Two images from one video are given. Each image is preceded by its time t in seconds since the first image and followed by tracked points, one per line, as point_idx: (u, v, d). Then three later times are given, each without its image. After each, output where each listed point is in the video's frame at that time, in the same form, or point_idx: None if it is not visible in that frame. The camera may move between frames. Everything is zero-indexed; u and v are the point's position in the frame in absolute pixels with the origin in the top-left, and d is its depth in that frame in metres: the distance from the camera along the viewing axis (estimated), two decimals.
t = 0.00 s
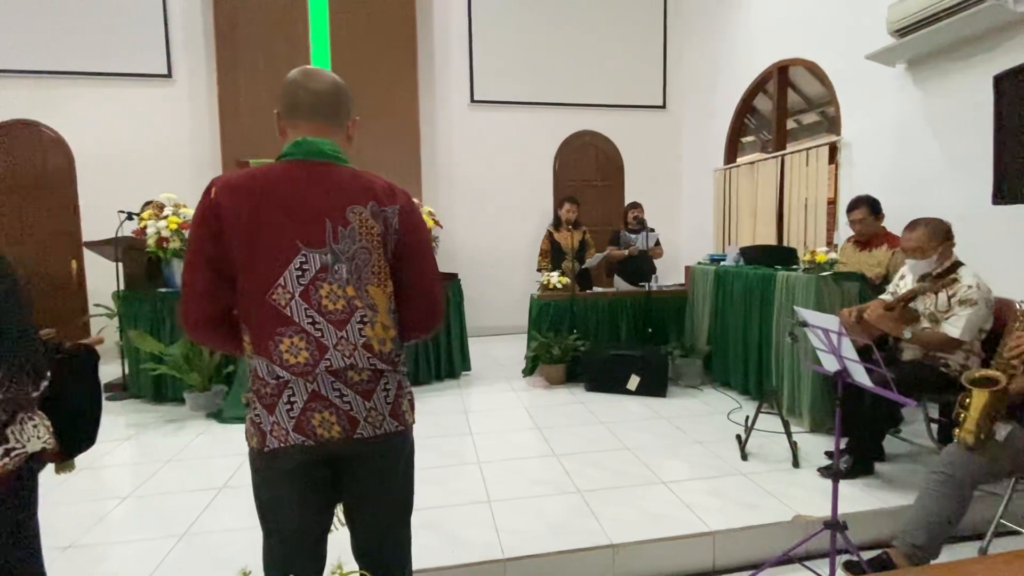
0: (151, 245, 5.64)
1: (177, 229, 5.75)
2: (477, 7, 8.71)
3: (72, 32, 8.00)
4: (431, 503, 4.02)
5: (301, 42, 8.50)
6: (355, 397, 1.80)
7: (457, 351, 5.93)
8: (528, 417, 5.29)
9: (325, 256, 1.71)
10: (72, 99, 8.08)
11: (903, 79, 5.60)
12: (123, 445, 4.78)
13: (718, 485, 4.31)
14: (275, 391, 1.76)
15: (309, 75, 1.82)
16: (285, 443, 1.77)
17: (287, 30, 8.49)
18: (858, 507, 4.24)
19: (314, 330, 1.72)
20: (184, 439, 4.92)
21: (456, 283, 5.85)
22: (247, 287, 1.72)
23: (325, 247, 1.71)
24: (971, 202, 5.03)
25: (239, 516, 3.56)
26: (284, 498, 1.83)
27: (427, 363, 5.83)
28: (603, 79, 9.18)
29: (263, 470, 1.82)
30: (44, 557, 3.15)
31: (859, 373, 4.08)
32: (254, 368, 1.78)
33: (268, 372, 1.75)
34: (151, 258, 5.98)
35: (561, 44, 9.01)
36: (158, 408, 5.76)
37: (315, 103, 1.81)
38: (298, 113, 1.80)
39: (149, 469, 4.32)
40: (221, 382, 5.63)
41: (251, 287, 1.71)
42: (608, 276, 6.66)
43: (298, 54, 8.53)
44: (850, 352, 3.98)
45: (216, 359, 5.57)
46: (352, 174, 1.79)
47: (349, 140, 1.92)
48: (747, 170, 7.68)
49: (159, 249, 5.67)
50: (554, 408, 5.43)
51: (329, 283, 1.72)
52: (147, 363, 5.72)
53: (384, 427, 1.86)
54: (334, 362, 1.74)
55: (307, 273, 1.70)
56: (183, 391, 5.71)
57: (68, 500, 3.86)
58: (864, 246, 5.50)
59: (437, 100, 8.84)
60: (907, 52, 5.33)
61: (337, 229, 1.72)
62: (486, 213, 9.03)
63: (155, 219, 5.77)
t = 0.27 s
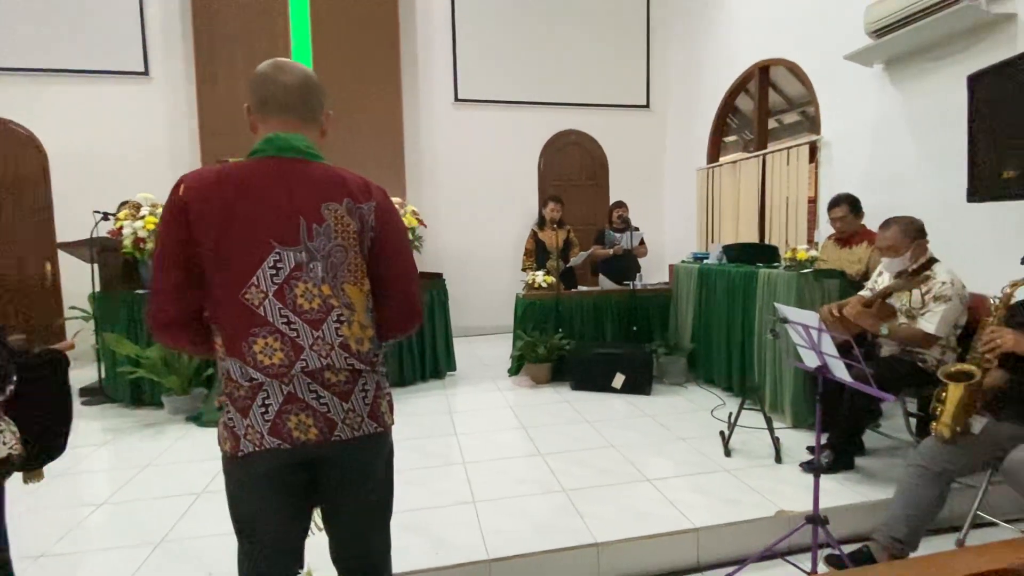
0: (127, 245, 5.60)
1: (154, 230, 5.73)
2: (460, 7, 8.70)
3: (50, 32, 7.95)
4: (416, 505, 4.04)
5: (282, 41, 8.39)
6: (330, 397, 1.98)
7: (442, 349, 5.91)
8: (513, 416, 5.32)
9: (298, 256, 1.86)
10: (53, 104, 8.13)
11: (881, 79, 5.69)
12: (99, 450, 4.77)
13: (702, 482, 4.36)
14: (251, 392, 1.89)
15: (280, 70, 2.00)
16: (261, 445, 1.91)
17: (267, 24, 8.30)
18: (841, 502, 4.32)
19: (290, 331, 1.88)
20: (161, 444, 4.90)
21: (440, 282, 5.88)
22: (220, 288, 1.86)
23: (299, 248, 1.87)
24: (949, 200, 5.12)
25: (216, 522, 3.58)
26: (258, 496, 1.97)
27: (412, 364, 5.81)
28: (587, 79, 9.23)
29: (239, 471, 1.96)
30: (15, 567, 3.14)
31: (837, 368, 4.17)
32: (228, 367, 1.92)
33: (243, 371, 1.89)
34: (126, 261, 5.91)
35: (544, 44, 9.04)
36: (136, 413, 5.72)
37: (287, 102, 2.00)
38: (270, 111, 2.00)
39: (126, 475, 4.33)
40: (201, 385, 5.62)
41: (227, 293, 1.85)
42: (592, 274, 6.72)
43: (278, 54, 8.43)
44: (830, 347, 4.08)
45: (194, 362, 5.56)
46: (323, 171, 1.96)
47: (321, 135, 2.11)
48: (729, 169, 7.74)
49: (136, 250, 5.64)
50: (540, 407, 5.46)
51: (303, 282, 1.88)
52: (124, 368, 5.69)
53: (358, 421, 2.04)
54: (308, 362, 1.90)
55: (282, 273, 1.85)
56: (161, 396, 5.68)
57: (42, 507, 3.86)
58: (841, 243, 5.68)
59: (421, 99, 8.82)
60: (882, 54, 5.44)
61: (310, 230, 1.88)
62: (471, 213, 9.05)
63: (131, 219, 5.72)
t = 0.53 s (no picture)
0: (109, 247, 5.47)
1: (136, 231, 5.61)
2: (449, 8, 8.70)
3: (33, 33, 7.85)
4: (404, 508, 4.05)
5: (269, 42, 8.39)
6: (317, 402, 1.70)
7: (430, 350, 5.88)
8: (503, 417, 5.34)
9: (282, 252, 1.60)
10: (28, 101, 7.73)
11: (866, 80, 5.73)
12: (82, 455, 4.75)
13: (690, 481, 4.38)
14: (231, 398, 1.64)
15: (262, 63, 1.72)
16: (241, 453, 1.65)
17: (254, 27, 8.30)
18: (828, 500, 4.36)
19: (273, 332, 1.62)
20: (145, 449, 4.89)
21: (429, 283, 5.87)
22: (197, 287, 1.61)
23: (283, 243, 1.61)
24: (933, 199, 5.17)
25: (198, 528, 3.58)
26: (242, 513, 1.69)
27: (401, 365, 5.78)
28: (576, 80, 9.27)
29: (218, 485, 1.69)
30: None
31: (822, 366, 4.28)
32: (207, 373, 1.66)
33: (222, 377, 1.63)
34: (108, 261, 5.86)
35: (533, 45, 9.06)
36: (118, 417, 5.66)
37: (269, 94, 1.72)
38: (252, 104, 1.71)
39: (109, 480, 4.32)
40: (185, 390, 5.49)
41: (202, 289, 1.60)
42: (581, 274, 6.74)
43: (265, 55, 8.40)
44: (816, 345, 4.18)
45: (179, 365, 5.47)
46: (306, 166, 1.69)
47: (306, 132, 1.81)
48: (717, 170, 7.79)
49: (117, 252, 5.53)
50: (529, 407, 5.48)
51: (288, 280, 1.62)
52: (107, 370, 5.64)
53: (349, 434, 1.77)
54: (294, 365, 1.64)
55: (264, 270, 1.59)
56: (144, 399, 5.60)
57: (22, 514, 3.84)
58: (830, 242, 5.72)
59: (409, 100, 8.79)
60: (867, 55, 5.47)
61: (296, 223, 1.62)
62: (461, 214, 9.06)
63: (113, 220, 5.61)
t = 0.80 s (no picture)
0: (96, 248, 5.41)
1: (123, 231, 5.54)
2: (442, 9, 8.72)
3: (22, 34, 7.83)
4: (397, 510, 4.07)
5: (260, 44, 8.38)
6: (310, 403, 1.72)
7: (423, 351, 5.87)
8: (497, 418, 5.35)
9: (276, 249, 1.63)
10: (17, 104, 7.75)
11: (855, 81, 5.78)
12: (70, 459, 4.75)
13: (683, 480, 4.40)
14: (223, 399, 1.65)
15: (255, 61, 1.75)
16: (232, 457, 1.66)
17: (244, 28, 8.28)
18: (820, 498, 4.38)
19: (266, 330, 1.63)
20: (134, 452, 4.88)
21: (422, 284, 5.86)
22: (189, 286, 1.62)
23: (276, 240, 1.63)
24: (922, 198, 5.21)
25: (184, 533, 3.59)
26: (236, 517, 1.70)
27: (393, 366, 5.77)
28: (568, 81, 9.29)
29: (208, 491, 1.69)
30: None
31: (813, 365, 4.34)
32: (197, 375, 1.66)
33: (213, 378, 1.64)
34: (96, 262, 5.85)
35: (525, 47, 9.09)
36: (106, 420, 5.65)
37: (263, 94, 1.74)
38: (245, 104, 1.73)
39: (97, 484, 4.33)
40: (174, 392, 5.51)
41: (194, 289, 1.62)
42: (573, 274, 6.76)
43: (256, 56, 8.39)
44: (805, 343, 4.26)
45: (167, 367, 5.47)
46: (300, 164, 1.72)
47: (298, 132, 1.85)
48: (709, 171, 7.82)
49: (105, 252, 5.47)
50: (523, 408, 5.50)
51: (281, 278, 1.64)
52: (95, 373, 5.62)
53: (342, 435, 1.79)
54: (287, 365, 1.66)
55: (258, 267, 1.62)
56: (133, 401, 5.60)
57: (9, 519, 3.84)
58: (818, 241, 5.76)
59: (403, 101, 8.80)
60: (856, 56, 5.51)
61: (290, 221, 1.65)
62: (454, 215, 9.07)
63: (101, 221, 5.55)
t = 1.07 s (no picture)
0: (85, 252, 5.43)
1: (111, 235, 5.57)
2: (434, 13, 8.74)
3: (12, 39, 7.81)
4: (389, 514, 4.09)
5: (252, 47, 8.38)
6: (303, 406, 1.74)
7: (415, 354, 5.88)
8: (490, 421, 5.37)
9: (272, 250, 1.65)
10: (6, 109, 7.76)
11: (844, 85, 5.82)
12: (58, 466, 4.74)
13: (676, 482, 4.42)
14: (215, 403, 1.65)
15: (251, 60, 1.76)
16: (223, 462, 1.67)
17: (236, 31, 8.25)
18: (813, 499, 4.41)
19: (261, 332, 1.65)
20: (123, 458, 4.89)
21: (415, 287, 5.87)
22: (181, 288, 1.63)
23: (272, 241, 1.65)
24: (913, 201, 5.24)
25: (171, 540, 3.60)
26: (227, 524, 1.71)
27: (385, 369, 5.77)
28: (560, 84, 9.34)
29: (199, 496, 1.70)
30: None
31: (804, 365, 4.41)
32: (188, 378, 1.67)
33: (206, 381, 1.64)
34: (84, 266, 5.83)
35: (517, 51, 9.12)
36: (94, 424, 5.63)
37: (259, 94, 1.74)
38: (240, 104, 1.74)
39: (84, 491, 4.33)
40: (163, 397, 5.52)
41: (188, 290, 1.63)
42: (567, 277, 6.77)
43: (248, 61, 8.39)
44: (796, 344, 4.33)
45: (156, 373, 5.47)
46: (296, 165, 1.74)
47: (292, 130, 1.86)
48: (702, 174, 7.85)
49: (94, 256, 5.51)
50: (517, 411, 5.52)
51: (276, 280, 1.66)
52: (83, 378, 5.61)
53: (334, 438, 1.81)
54: (281, 367, 1.67)
55: (253, 268, 1.63)
56: (121, 406, 5.60)
57: None
58: (808, 243, 5.78)
59: (396, 104, 8.78)
60: (845, 60, 5.55)
61: (286, 222, 1.67)
62: (448, 218, 9.09)
63: (90, 225, 5.59)
